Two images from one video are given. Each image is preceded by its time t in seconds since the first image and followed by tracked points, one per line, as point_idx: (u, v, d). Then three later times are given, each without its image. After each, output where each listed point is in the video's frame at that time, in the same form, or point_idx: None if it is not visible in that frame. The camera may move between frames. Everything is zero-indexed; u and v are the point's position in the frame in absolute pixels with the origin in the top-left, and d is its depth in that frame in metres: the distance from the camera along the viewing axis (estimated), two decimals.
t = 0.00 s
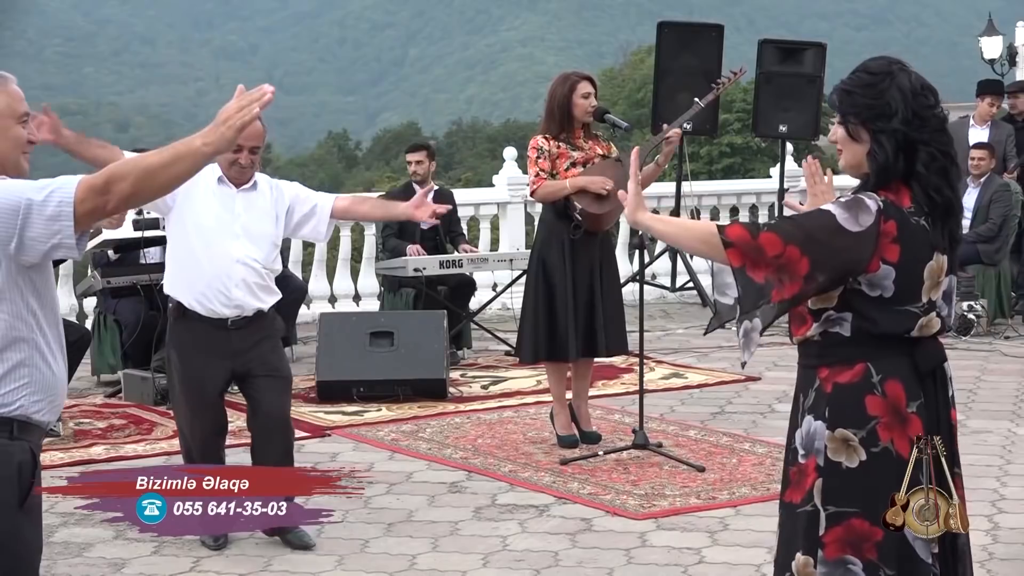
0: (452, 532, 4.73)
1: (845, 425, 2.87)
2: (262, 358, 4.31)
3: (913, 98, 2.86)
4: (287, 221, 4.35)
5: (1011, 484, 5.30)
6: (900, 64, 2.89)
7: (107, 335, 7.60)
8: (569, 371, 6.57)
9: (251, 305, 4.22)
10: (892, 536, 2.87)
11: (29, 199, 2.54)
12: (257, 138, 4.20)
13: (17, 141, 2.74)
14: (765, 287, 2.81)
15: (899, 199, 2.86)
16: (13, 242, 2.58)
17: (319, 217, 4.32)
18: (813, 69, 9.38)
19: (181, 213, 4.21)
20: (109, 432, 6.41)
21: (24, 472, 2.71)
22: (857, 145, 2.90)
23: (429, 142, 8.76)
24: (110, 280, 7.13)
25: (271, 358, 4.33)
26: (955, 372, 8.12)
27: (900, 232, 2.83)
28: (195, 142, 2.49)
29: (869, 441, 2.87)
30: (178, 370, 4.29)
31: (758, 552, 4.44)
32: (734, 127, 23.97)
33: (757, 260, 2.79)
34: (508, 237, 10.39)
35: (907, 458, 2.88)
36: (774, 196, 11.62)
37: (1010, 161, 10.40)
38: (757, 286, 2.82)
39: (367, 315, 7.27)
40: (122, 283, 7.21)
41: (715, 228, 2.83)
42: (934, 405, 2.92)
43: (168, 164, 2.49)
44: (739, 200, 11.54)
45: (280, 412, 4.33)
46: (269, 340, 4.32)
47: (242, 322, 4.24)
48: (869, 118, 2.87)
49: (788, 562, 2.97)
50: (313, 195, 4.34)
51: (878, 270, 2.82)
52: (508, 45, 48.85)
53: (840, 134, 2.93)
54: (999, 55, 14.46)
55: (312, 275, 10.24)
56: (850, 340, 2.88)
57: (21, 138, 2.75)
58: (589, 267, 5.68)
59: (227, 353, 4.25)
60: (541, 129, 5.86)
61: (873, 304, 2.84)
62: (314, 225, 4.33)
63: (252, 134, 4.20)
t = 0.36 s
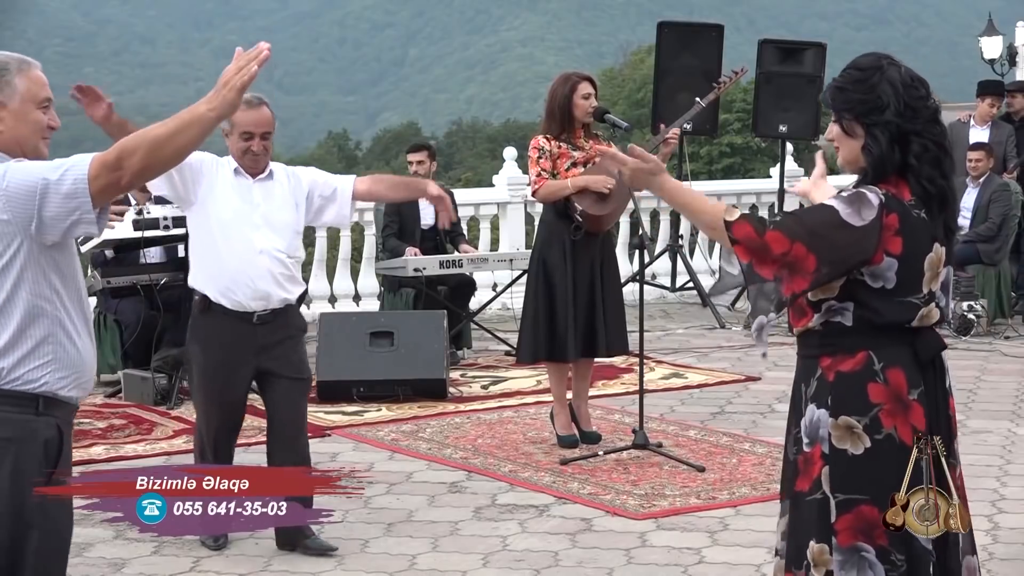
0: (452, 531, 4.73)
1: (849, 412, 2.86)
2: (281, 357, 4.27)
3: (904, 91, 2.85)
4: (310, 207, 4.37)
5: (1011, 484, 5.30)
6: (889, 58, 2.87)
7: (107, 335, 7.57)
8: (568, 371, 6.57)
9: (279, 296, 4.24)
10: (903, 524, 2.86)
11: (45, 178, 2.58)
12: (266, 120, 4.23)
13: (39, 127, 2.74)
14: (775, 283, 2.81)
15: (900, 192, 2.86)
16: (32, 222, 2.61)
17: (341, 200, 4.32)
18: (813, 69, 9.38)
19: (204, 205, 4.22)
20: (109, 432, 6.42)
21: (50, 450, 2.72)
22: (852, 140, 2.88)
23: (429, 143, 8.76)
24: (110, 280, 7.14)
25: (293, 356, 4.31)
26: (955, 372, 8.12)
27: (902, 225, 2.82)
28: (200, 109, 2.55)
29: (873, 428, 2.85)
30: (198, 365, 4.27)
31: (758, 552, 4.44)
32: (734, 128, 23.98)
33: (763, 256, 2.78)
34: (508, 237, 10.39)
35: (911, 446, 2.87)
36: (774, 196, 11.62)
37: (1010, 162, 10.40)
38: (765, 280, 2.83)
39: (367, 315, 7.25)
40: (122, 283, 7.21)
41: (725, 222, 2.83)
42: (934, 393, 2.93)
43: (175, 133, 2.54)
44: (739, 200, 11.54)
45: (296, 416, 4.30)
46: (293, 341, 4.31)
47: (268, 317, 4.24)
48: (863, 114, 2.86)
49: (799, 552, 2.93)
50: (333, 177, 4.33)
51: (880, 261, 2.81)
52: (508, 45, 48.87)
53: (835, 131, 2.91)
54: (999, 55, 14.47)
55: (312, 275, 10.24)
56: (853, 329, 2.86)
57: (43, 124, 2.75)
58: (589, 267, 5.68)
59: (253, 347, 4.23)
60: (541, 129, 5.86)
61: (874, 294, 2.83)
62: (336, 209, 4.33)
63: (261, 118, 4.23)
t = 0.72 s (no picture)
0: (452, 532, 4.73)
1: (854, 415, 2.85)
2: (311, 363, 4.21)
3: (889, 93, 2.85)
4: (337, 204, 4.32)
5: (1011, 484, 5.30)
6: (872, 62, 2.88)
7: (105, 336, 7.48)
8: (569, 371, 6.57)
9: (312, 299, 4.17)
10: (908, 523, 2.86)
11: (73, 174, 2.54)
12: (272, 109, 4.22)
13: (65, 131, 2.72)
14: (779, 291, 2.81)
15: (896, 193, 2.87)
16: (56, 219, 2.58)
17: (367, 191, 4.26)
18: (813, 70, 9.39)
19: (234, 216, 4.20)
20: (110, 433, 6.42)
21: (63, 454, 2.71)
22: (841, 145, 2.89)
23: (429, 142, 8.76)
24: (109, 280, 7.14)
25: (324, 365, 4.25)
26: (955, 372, 8.12)
27: (902, 225, 2.82)
28: (231, 94, 2.51)
29: (878, 430, 2.85)
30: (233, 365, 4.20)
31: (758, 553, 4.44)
32: (734, 127, 23.99)
33: (773, 266, 2.77)
34: (508, 237, 10.40)
35: (915, 446, 2.88)
36: (774, 196, 11.62)
37: (1010, 162, 10.39)
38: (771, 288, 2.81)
39: (367, 315, 7.23)
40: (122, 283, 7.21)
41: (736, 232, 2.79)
42: (936, 393, 2.94)
43: (205, 121, 2.49)
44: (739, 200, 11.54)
45: (323, 426, 4.26)
46: (324, 350, 4.26)
47: (302, 322, 4.18)
48: (851, 118, 2.85)
49: (798, 549, 2.90)
50: (354, 170, 4.27)
51: (883, 262, 2.81)
52: (508, 45, 48.92)
53: (826, 137, 2.92)
54: (999, 55, 14.48)
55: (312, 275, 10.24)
56: (858, 332, 2.86)
57: (69, 128, 2.73)
58: (590, 266, 5.68)
59: (285, 352, 4.18)
60: (541, 129, 5.86)
61: (877, 295, 2.83)
62: (364, 203, 4.28)
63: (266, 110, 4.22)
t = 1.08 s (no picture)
0: (452, 531, 4.73)
1: (820, 405, 2.90)
2: (315, 364, 4.23)
3: (859, 89, 2.88)
4: (346, 188, 4.30)
5: (1011, 484, 5.30)
6: (843, 58, 2.91)
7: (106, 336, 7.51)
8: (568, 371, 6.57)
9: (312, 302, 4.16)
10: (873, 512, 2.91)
11: (100, 180, 2.55)
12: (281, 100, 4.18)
13: (95, 141, 2.73)
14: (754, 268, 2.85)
15: (867, 188, 2.90)
16: (84, 223, 2.59)
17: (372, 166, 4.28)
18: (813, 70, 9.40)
19: (243, 214, 4.15)
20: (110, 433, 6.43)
21: (99, 451, 2.71)
22: (812, 141, 2.93)
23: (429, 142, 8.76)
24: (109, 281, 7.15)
25: (326, 368, 4.27)
26: (955, 372, 8.12)
27: (871, 218, 2.86)
28: (264, 100, 2.50)
29: (843, 420, 2.90)
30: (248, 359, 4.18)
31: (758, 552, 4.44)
32: (734, 127, 23.98)
33: (748, 242, 2.83)
34: (508, 237, 10.40)
35: (879, 437, 2.92)
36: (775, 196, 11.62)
37: (1010, 161, 10.39)
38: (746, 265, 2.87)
39: (367, 315, 7.23)
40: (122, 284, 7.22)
41: (716, 204, 2.87)
42: (903, 386, 2.98)
43: (236, 127, 2.50)
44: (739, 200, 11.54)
45: (319, 431, 4.31)
46: (328, 352, 4.27)
47: (311, 321, 4.18)
48: (821, 114, 2.89)
49: (767, 537, 2.94)
50: (357, 151, 4.28)
51: (850, 254, 2.85)
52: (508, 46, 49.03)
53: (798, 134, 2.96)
54: (999, 55, 14.48)
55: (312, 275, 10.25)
56: (824, 323, 2.90)
57: (99, 139, 2.74)
58: (590, 267, 5.68)
59: (289, 352, 4.18)
60: (541, 129, 5.85)
61: (845, 288, 2.87)
62: (370, 177, 4.29)
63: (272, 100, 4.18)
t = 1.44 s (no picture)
0: (452, 532, 4.73)
1: (801, 408, 2.94)
2: (317, 373, 4.14)
3: (832, 91, 2.91)
4: (342, 201, 4.16)
5: (1011, 484, 5.30)
6: (816, 61, 2.95)
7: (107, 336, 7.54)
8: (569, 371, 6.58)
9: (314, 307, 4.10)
10: (847, 516, 2.96)
11: (132, 198, 2.50)
12: (281, 108, 4.05)
13: (126, 153, 2.70)
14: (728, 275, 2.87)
15: (844, 191, 2.92)
16: (113, 237, 2.54)
17: (369, 178, 4.09)
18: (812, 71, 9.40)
19: (239, 224, 4.09)
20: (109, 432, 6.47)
21: (131, 458, 2.68)
22: (789, 146, 2.97)
23: (429, 142, 8.76)
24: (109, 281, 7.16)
25: (329, 376, 4.17)
26: (955, 372, 8.12)
27: (849, 221, 2.88)
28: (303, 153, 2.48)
29: (823, 424, 2.94)
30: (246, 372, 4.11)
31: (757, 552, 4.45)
32: (734, 127, 23.98)
33: (719, 249, 2.85)
34: (508, 237, 10.40)
35: (858, 439, 2.96)
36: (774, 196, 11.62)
37: (1010, 160, 10.39)
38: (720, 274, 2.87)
39: (367, 315, 7.22)
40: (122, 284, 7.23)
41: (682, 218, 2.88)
42: (882, 388, 3.03)
43: (272, 172, 2.48)
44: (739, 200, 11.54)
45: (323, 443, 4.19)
46: (331, 360, 4.18)
47: (306, 329, 4.10)
48: (794, 118, 2.93)
49: (747, 542, 2.99)
50: (353, 161, 4.09)
51: (828, 258, 2.88)
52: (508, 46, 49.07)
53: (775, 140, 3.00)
54: (999, 55, 14.48)
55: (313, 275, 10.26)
56: (803, 327, 2.95)
57: (131, 150, 2.71)
58: (590, 267, 5.67)
59: (285, 361, 4.09)
60: (541, 129, 5.84)
61: (824, 291, 2.91)
62: (367, 193, 4.10)
63: (273, 107, 4.05)
